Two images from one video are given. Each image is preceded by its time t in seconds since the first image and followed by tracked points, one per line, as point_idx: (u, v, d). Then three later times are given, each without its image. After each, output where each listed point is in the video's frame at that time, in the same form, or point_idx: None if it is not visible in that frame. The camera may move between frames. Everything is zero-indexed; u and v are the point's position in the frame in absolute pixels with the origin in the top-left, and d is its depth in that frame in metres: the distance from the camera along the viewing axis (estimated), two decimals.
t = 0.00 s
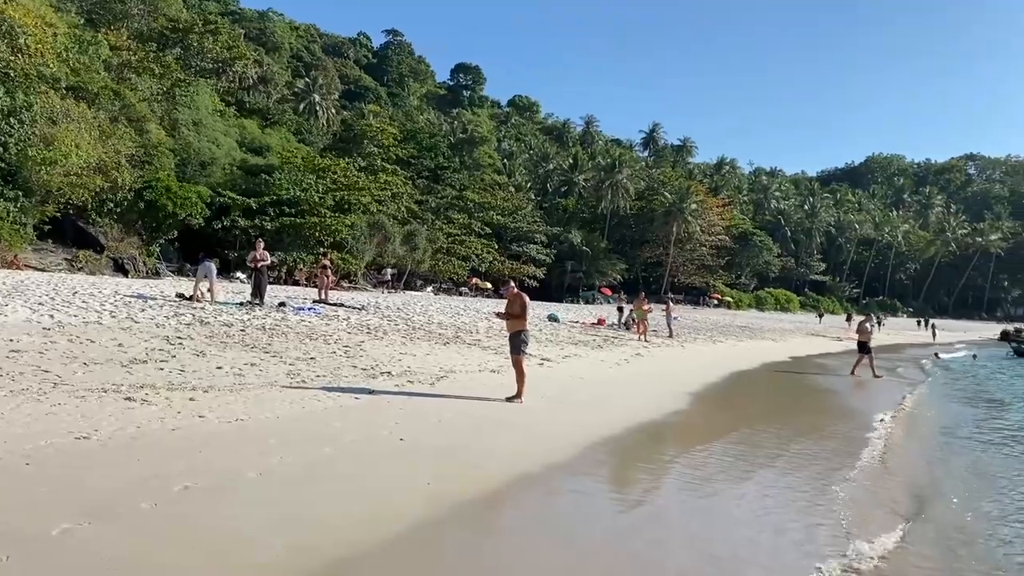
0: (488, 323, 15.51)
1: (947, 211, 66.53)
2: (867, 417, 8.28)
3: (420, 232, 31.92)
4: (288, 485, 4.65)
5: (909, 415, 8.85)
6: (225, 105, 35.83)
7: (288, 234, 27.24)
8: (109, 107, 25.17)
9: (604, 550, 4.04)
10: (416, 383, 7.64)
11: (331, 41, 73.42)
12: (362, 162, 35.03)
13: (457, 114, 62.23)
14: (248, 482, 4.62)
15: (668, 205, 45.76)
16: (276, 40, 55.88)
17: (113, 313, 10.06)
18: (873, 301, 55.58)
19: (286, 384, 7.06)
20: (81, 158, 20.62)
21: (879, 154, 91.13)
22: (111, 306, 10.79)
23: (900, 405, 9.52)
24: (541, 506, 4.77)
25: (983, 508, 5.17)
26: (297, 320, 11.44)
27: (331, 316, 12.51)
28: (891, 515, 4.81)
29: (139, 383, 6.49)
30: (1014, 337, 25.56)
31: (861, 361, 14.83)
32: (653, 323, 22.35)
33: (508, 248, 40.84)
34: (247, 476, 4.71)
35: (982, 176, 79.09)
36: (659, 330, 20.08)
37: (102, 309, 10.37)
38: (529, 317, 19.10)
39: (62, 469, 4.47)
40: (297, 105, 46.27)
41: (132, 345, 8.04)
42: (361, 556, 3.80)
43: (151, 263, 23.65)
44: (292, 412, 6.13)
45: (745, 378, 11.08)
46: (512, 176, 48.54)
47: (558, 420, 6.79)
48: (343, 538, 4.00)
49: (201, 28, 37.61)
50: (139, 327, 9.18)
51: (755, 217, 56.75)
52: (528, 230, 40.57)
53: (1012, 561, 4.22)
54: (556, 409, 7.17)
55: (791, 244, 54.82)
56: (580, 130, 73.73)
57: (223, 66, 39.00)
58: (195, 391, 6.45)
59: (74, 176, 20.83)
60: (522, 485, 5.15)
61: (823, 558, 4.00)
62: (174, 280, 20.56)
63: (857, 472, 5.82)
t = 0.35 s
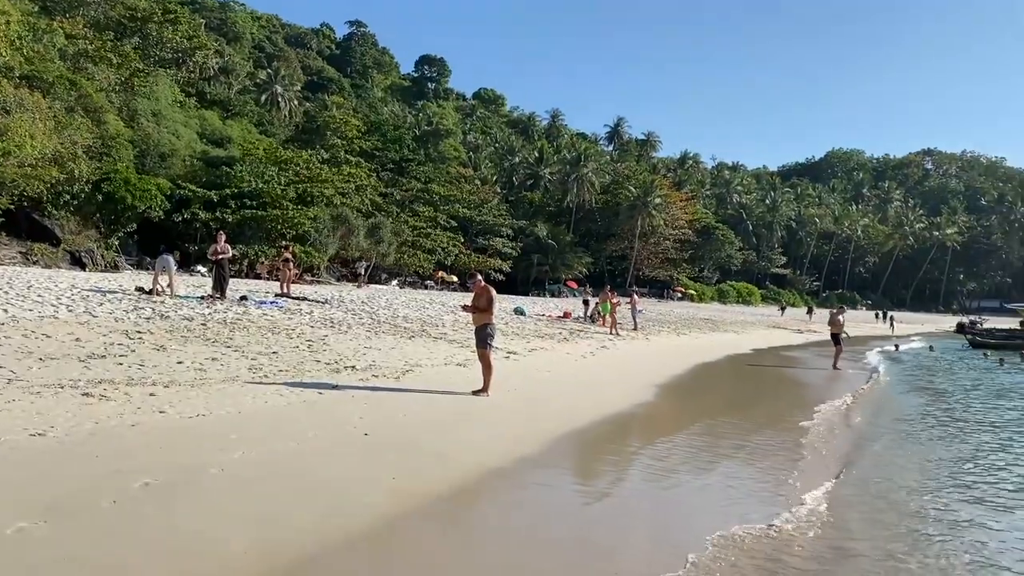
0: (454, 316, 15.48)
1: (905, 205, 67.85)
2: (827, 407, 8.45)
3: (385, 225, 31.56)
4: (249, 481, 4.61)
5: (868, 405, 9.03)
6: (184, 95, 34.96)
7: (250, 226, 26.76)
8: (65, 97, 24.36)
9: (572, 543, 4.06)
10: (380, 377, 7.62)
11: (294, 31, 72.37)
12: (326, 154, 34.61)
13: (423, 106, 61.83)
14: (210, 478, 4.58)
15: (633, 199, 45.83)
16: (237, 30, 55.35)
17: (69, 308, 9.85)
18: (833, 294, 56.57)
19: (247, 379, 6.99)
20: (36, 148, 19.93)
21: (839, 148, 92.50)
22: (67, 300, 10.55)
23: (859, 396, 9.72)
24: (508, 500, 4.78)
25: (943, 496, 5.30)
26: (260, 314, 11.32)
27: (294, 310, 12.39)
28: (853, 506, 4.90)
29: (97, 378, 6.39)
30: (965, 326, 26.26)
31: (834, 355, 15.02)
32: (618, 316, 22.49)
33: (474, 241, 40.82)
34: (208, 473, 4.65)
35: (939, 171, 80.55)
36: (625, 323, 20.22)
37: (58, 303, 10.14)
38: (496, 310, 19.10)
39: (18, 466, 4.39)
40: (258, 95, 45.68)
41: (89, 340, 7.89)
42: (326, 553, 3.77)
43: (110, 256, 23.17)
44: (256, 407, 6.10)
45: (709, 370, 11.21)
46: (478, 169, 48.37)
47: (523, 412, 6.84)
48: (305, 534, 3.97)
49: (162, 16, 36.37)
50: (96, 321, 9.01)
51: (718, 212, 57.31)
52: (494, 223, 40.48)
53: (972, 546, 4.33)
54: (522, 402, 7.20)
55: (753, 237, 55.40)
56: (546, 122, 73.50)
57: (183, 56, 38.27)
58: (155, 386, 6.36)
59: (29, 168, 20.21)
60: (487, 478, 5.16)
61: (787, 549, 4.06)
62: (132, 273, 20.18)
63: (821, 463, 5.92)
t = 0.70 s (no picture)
0: (419, 312, 15.45)
1: (864, 201, 69.22)
2: (788, 401, 8.61)
3: (348, 220, 31.92)
4: (211, 480, 4.56)
5: (828, 398, 9.22)
6: (142, 89, 34.02)
7: (211, 222, 26.36)
8: (18, 90, 23.16)
9: (539, 539, 4.06)
10: (345, 373, 7.59)
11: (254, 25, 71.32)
12: (287, 149, 34.31)
13: (385, 101, 61.33)
14: (173, 477, 4.53)
15: (596, 195, 46.19)
16: (197, 24, 54.71)
17: (24, 304, 9.62)
18: (792, 288, 57.48)
19: (211, 376, 6.92)
20: None
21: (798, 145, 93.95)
22: (21, 297, 10.31)
23: (820, 389, 9.92)
24: (476, 497, 4.79)
25: (905, 488, 5.40)
26: (221, 310, 11.20)
27: (256, 306, 12.28)
28: (818, 501, 4.96)
29: (54, 377, 6.27)
30: (920, 319, 26.88)
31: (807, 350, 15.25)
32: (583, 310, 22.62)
33: (438, 237, 40.59)
34: (170, 472, 4.60)
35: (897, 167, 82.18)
36: (589, 318, 20.35)
37: (12, 300, 9.90)
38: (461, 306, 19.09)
39: None
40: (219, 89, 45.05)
41: (46, 337, 7.73)
42: (293, 551, 3.74)
43: (66, 252, 22.68)
44: (218, 405, 6.05)
45: (673, 365, 11.35)
46: (442, 164, 48.19)
47: (488, 408, 6.87)
48: (271, 532, 3.94)
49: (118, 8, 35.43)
50: (53, 319, 8.83)
51: (682, 207, 57.81)
52: (459, 219, 40.35)
53: (932, 537, 4.41)
54: (487, 398, 7.23)
55: (714, 232, 56.02)
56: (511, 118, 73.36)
57: (141, 49, 37.50)
58: (115, 384, 6.28)
59: None
60: (451, 474, 5.18)
61: (753, 541, 4.13)
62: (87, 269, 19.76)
63: (787, 459, 5.99)
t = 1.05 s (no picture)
0: (382, 308, 15.35)
1: (823, 197, 70.37)
2: (751, 396, 8.75)
3: (309, 215, 31.52)
4: (175, 480, 4.49)
5: (789, 393, 9.40)
6: (97, 81, 32.84)
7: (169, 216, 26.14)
8: None
9: (509, 536, 4.07)
10: (309, 371, 7.52)
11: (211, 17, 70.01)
12: (246, 143, 34.04)
13: (347, 95, 60.65)
14: (133, 478, 4.44)
15: (560, 191, 46.37)
16: (153, 14, 53.55)
17: None
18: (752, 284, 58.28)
19: (172, 374, 6.80)
20: None
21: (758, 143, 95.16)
22: None
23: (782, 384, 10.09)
24: (442, 494, 4.78)
25: (870, 480, 5.49)
26: (181, 307, 11.00)
27: (216, 303, 12.09)
28: (791, 495, 5.00)
29: (8, 376, 6.10)
30: (877, 314, 27.41)
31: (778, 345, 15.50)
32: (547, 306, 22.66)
33: (401, 232, 40.18)
34: (131, 473, 4.51)
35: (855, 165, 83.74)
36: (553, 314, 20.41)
37: None
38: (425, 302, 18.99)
39: None
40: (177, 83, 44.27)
41: None
42: (259, 551, 3.69)
43: (17, 247, 22.00)
44: (180, 403, 5.96)
45: (639, 360, 11.45)
46: (405, 159, 47.78)
47: (454, 405, 6.86)
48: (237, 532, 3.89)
49: None
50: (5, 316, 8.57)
51: (645, 204, 58.17)
52: (422, 214, 40.04)
53: (903, 529, 4.46)
54: (454, 395, 7.22)
55: (676, 228, 56.78)
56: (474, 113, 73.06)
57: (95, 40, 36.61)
58: (72, 382, 6.15)
59: None
60: (419, 472, 5.16)
61: (724, 532, 4.22)
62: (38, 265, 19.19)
63: (754, 453, 6.06)
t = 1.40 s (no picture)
0: (343, 306, 15.27)
1: (779, 194, 71.54)
2: (713, 392, 8.89)
3: (267, 213, 31.31)
4: (136, 483, 4.42)
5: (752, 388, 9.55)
6: (47, 75, 31.85)
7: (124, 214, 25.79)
8: None
9: (476, 535, 4.09)
10: (271, 370, 7.46)
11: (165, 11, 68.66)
12: (202, 139, 33.64)
13: (305, 91, 59.99)
14: (92, 481, 4.36)
15: (522, 188, 46.52)
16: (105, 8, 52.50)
17: None
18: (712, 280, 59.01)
19: (128, 375, 6.69)
20: None
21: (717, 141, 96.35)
22: None
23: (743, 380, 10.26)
24: (409, 494, 4.77)
25: (828, 473, 5.63)
26: (136, 306, 10.82)
27: (172, 302, 11.91)
28: (765, 492, 5.06)
29: None
30: (834, 309, 27.95)
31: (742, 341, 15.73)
32: (509, 303, 22.69)
33: (361, 230, 39.99)
34: (90, 476, 4.43)
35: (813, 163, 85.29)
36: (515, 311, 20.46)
37: None
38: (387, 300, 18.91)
39: None
40: (131, 78, 43.51)
41: None
42: (223, 551, 3.65)
43: None
44: (140, 405, 5.87)
45: (603, 357, 11.55)
46: (364, 156, 47.46)
47: (419, 404, 6.85)
48: (202, 534, 3.84)
49: None
50: None
51: (605, 202, 58.54)
52: (381, 212, 39.83)
53: (868, 520, 4.58)
54: (418, 393, 7.22)
55: (636, 226, 57.39)
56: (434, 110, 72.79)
57: (45, 34, 35.82)
58: (25, 384, 6.01)
59: None
60: (386, 472, 5.14)
61: (692, 525, 4.33)
62: None
63: (717, 449, 6.18)
